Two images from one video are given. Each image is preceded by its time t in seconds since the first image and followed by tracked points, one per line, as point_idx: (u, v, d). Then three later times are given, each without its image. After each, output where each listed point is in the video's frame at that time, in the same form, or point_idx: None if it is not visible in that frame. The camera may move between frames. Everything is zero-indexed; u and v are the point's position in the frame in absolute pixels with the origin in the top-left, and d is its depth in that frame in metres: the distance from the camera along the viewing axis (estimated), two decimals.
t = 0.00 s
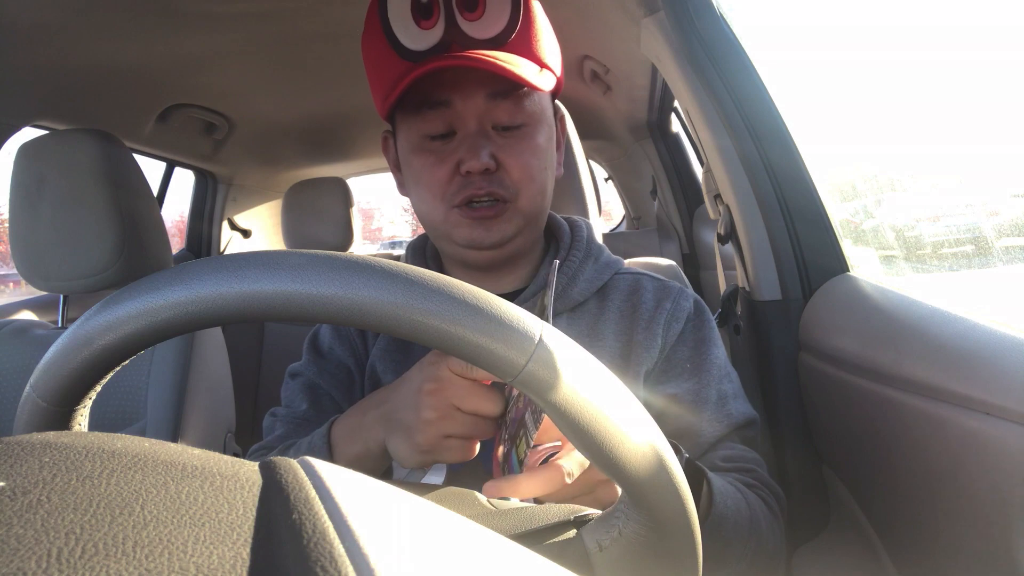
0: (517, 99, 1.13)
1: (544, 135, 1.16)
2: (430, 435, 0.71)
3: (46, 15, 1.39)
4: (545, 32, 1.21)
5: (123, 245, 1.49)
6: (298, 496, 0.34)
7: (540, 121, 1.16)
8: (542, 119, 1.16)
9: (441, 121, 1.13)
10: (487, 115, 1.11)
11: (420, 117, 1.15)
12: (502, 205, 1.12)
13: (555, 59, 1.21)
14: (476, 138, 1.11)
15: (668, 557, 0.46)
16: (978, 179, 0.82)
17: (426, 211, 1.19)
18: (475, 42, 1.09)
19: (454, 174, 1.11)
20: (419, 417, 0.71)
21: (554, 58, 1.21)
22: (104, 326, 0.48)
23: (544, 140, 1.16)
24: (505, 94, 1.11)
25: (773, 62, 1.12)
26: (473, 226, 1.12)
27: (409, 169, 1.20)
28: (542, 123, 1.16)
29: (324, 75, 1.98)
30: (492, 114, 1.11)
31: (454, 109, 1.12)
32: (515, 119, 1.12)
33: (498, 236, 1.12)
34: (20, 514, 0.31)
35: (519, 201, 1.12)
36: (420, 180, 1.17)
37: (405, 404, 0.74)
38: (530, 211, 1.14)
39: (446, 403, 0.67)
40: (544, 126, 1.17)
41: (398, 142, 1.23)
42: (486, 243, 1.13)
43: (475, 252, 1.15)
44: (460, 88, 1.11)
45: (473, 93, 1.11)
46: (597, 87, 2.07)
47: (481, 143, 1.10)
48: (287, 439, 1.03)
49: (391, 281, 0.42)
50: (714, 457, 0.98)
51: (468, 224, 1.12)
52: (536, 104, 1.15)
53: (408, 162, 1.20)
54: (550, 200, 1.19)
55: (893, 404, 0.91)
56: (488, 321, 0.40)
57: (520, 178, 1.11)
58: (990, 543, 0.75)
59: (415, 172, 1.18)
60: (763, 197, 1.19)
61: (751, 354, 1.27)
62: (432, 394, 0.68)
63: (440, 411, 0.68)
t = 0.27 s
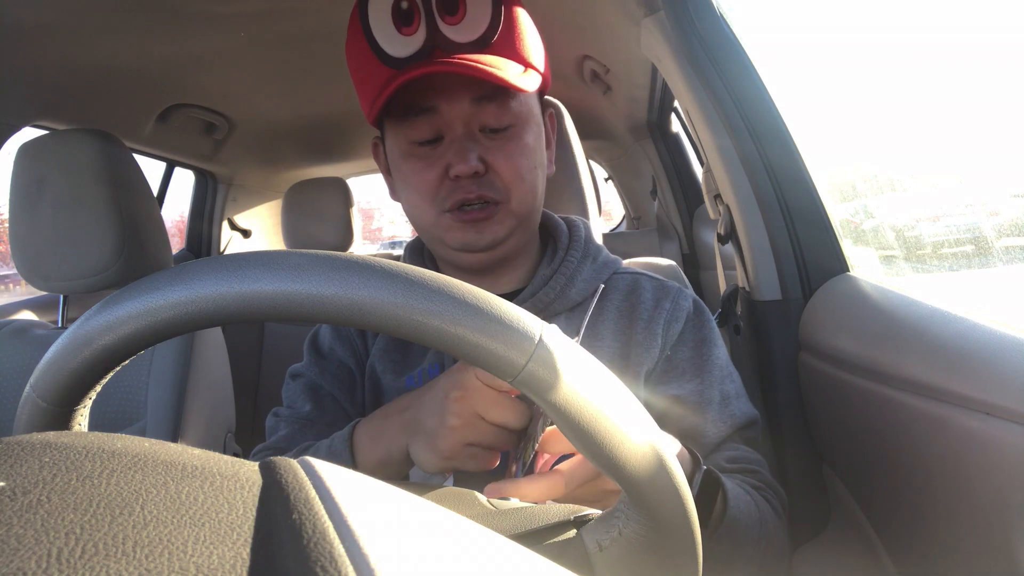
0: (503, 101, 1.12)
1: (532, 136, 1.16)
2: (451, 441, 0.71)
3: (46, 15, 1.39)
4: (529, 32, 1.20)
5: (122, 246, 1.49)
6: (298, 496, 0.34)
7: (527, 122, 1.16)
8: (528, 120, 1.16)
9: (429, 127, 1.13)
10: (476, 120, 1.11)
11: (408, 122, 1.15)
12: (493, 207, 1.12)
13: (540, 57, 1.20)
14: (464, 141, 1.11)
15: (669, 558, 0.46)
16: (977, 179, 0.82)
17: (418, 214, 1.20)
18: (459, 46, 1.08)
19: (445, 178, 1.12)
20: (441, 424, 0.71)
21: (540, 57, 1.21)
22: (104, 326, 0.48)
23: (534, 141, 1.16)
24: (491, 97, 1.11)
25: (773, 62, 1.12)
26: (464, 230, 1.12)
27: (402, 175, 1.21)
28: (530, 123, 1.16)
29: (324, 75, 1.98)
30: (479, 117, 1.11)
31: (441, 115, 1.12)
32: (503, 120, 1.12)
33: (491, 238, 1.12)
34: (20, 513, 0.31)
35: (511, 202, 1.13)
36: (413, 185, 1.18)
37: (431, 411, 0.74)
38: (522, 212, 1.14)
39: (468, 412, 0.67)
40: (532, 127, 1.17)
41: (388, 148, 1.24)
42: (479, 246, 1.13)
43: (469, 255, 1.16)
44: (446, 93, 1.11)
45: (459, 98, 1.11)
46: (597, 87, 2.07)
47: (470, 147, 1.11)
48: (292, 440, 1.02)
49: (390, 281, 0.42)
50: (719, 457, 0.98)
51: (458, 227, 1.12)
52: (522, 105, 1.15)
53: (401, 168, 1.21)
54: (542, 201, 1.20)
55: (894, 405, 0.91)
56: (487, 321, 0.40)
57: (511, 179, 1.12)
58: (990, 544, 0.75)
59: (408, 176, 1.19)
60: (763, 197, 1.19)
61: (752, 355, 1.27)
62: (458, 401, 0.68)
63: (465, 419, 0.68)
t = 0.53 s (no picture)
0: (503, 98, 1.13)
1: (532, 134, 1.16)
2: (439, 441, 0.72)
3: (46, 15, 1.39)
4: (526, 30, 1.20)
5: (122, 246, 1.49)
6: (298, 497, 0.34)
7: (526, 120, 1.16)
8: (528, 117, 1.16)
9: (428, 125, 1.13)
10: (476, 117, 1.11)
11: (408, 121, 1.15)
12: (493, 205, 1.12)
13: (538, 56, 1.21)
14: (465, 139, 1.12)
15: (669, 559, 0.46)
16: (977, 179, 0.82)
17: (418, 213, 1.19)
18: (460, 42, 1.08)
19: (445, 176, 1.12)
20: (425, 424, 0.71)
21: (538, 56, 1.21)
22: (103, 326, 0.48)
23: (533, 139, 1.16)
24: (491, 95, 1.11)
25: (773, 62, 1.12)
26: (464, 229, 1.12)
27: (401, 175, 1.21)
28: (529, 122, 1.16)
29: (324, 75, 1.98)
30: (479, 115, 1.11)
31: (441, 113, 1.12)
32: (502, 118, 1.12)
33: (491, 237, 1.12)
34: (20, 514, 0.31)
35: (511, 200, 1.12)
36: (412, 185, 1.18)
37: (411, 412, 0.74)
38: (522, 210, 1.14)
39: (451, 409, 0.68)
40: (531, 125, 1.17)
41: (387, 148, 1.24)
42: (480, 245, 1.13)
43: (468, 254, 1.16)
44: (446, 91, 1.11)
45: (460, 96, 1.11)
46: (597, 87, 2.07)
47: (470, 144, 1.11)
48: (291, 442, 1.02)
49: (389, 281, 0.42)
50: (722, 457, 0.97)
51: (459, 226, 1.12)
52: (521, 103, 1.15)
53: (399, 168, 1.21)
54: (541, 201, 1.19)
55: (894, 405, 0.91)
56: (487, 321, 0.40)
57: (511, 177, 1.11)
58: (990, 544, 0.75)
59: (407, 176, 1.19)
60: (763, 197, 1.18)
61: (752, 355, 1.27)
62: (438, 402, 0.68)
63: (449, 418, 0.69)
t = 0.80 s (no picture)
0: (510, 94, 1.13)
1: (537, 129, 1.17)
2: (335, 432, 0.75)
3: (46, 15, 1.39)
4: (536, 32, 1.22)
5: (122, 246, 1.49)
6: (298, 497, 0.34)
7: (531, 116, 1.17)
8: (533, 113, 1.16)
9: (435, 119, 1.13)
10: (483, 112, 1.12)
11: (413, 115, 1.15)
12: (498, 201, 1.12)
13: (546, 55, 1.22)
14: (470, 134, 1.12)
15: (668, 560, 0.46)
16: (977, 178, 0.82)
17: (420, 209, 1.19)
18: (469, 37, 1.10)
19: (449, 171, 1.12)
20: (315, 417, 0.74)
21: (546, 54, 1.23)
22: (103, 326, 0.48)
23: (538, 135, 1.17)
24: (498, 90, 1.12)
25: (773, 61, 1.12)
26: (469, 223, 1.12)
27: (403, 170, 1.20)
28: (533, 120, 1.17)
29: (324, 75, 1.98)
30: (486, 110, 1.12)
31: (448, 106, 1.12)
32: (509, 114, 1.13)
33: (495, 233, 1.12)
34: (20, 513, 0.31)
35: (515, 196, 1.12)
36: (414, 180, 1.17)
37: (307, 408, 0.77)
38: (527, 206, 1.14)
39: (336, 397, 0.71)
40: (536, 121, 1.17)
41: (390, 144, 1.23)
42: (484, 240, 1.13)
43: (471, 250, 1.16)
44: (453, 85, 1.11)
45: (467, 90, 1.11)
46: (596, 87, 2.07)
47: (476, 139, 1.11)
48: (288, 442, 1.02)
49: (391, 281, 0.42)
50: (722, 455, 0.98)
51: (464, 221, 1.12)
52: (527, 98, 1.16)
53: (402, 163, 1.20)
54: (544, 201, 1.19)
55: (894, 405, 0.91)
56: (488, 321, 0.40)
57: (515, 173, 1.12)
58: (990, 544, 0.75)
59: (409, 172, 1.18)
60: (763, 196, 1.18)
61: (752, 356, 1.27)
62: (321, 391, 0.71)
63: (336, 407, 0.72)
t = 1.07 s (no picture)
0: (510, 87, 1.14)
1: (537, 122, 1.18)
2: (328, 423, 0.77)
3: (46, 15, 1.39)
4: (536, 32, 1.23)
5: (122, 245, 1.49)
6: (298, 497, 0.34)
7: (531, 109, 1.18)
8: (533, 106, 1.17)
9: (435, 112, 1.13)
10: (484, 105, 1.12)
11: (413, 110, 1.15)
12: (499, 195, 1.12)
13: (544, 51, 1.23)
14: (471, 127, 1.12)
15: (668, 561, 0.46)
16: (977, 179, 0.82)
17: (422, 204, 1.19)
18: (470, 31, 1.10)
19: (450, 164, 1.12)
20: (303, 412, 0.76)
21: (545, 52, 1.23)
22: (103, 326, 0.48)
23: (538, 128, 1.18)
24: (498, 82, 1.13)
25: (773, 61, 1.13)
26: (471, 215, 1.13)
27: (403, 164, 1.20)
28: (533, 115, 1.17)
29: (324, 75, 1.98)
30: (487, 103, 1.13)
31: (448, 99, 1.13)
32: (510, 108, 1.14)
33: (497, 225, 1.13)
34: (20, 514, 0.31)
35: (517, 189, 1.13)
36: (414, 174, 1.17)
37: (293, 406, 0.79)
38: (528, 200, 1.15)
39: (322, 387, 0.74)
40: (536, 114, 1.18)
41: (391, 140, 1.23)
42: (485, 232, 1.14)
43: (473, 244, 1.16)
44: (454, 78, 1.12)
45: (468, 83, 1.12)
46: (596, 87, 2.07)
47: (478, 133, 1.12)
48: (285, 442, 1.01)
49: (391, 281, 0.42)
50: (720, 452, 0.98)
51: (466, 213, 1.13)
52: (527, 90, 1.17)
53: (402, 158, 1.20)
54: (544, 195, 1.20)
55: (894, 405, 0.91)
56: (488, 321, 0.40)
57: (516, 166, 1.12)
58: (990, 544, 0.75)
59: (409, 165, 1.18)
60: (763, 195, 1.18)
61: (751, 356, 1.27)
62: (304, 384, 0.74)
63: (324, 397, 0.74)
